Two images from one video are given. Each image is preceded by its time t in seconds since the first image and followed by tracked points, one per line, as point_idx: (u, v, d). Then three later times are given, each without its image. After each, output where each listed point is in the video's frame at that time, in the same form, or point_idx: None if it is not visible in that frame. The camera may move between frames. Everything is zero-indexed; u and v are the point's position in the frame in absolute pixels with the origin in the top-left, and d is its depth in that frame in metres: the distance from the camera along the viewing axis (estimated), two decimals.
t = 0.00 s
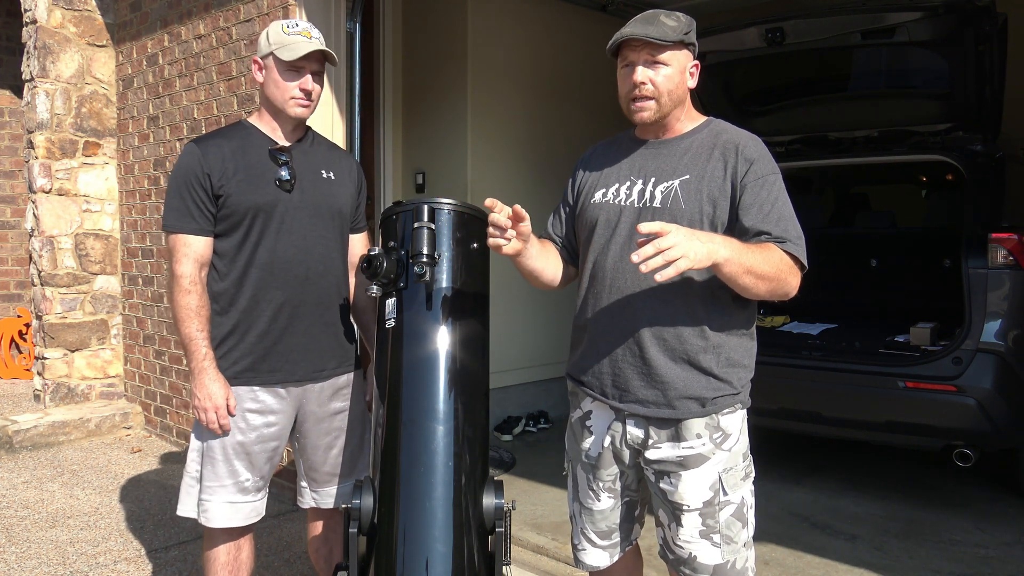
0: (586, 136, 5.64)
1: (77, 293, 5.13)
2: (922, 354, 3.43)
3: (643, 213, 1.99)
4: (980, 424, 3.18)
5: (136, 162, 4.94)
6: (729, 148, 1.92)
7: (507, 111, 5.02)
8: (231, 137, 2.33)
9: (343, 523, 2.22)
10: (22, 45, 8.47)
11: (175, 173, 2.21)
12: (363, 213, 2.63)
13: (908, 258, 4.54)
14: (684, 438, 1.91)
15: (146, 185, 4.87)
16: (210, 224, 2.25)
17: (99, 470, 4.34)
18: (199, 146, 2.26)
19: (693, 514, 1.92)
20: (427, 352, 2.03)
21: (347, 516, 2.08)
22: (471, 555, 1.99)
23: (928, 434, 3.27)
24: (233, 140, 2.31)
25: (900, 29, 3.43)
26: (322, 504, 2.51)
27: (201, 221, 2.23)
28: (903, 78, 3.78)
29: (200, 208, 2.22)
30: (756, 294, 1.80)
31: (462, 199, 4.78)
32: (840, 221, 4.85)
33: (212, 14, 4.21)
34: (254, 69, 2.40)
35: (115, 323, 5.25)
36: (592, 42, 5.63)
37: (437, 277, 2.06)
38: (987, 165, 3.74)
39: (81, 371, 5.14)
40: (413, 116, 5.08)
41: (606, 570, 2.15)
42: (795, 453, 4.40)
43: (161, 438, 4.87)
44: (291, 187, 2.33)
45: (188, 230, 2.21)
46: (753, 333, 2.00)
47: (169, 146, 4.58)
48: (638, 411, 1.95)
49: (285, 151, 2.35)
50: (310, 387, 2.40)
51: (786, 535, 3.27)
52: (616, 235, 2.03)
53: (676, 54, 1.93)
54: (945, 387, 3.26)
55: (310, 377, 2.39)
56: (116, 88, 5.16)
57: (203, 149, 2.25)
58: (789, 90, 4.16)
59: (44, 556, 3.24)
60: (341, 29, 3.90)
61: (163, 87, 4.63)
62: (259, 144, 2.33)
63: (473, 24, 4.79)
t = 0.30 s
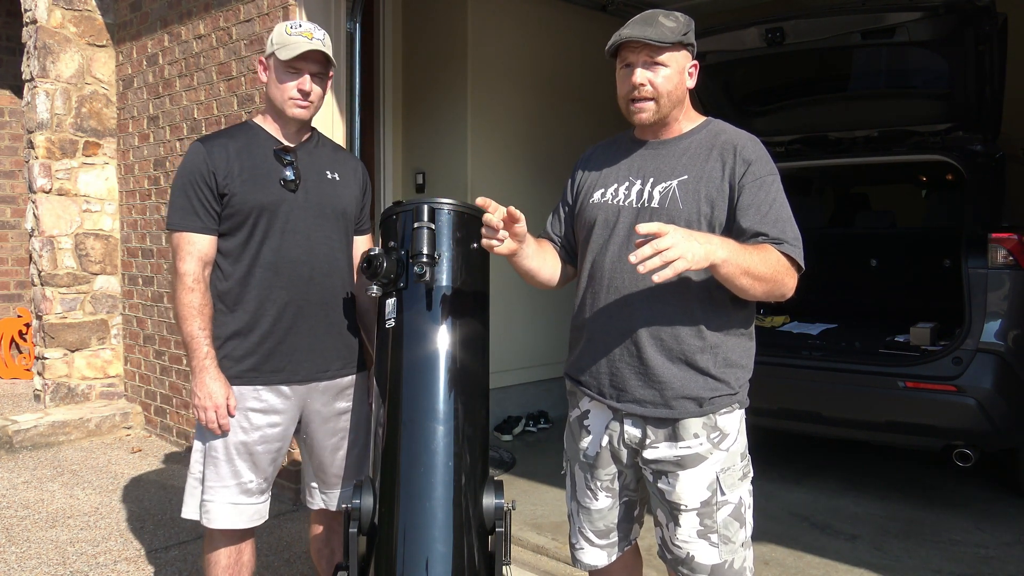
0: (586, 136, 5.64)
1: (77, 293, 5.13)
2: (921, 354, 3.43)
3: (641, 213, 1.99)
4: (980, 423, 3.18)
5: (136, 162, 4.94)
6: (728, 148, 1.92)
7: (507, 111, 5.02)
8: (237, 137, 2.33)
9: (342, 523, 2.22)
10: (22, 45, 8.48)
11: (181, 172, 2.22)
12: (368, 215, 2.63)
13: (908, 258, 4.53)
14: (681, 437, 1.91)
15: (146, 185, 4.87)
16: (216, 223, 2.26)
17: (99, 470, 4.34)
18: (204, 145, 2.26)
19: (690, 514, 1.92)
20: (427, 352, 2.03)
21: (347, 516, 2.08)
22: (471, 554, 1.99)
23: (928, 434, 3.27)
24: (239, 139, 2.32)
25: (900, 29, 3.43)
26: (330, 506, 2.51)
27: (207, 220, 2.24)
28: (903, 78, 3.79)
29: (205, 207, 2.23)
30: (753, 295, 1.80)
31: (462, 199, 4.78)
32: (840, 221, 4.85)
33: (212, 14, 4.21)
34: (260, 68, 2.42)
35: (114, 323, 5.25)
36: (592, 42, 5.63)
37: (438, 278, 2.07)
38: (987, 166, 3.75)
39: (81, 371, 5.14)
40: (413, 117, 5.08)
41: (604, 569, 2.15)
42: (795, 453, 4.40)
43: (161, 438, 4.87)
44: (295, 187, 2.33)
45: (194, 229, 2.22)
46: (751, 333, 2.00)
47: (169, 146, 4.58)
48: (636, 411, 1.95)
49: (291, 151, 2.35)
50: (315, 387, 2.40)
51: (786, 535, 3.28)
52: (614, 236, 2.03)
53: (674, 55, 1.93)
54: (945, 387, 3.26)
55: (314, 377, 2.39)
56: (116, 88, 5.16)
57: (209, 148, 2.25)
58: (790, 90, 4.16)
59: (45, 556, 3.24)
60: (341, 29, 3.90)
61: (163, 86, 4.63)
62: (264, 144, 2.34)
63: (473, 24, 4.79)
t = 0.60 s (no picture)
0: (586, 136, 5.65)
1: (77, 293, 5.13)
2: (921, 354, 3.43)
3: (640, 213, 1.99)
4: (980, 424, 3.18)
5: (136, 162, 4.95)
6: (726, 148, 1.92)
7: (507, 111, 5.02)
8: (239, 137, 2.33)
9: (343, 523, 2.22)
10: (22, 45, 8.48)
11: (182, 173, 2.22)
12: (371, 214, 2.64)
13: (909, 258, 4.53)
14: (678, 435, 1.91)
15: (146, 185, 4.87)
16: (218, 223, 2.26)
17: (99, 470, 4.34)
18: (206, 145, 2.26)
19: (687, 513, 1.93)
20: (427, 352, 2.03)
21: (347, 516, 2.08)
22: (471, 554, 1.99)
23: (928, 434, 3.27)
24: (241, 139, 2.32)
25: (900, 29, 3.42)
26: (324, 504, 2.52)
27: (208, 220, 2.24)
28: (903, 78, 3.79)
29: (206, 207, 2.23)
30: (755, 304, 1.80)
31: (461, 199, 4.79)
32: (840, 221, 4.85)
33: (212, 14, 4.21)
34: (260, 69, 2.42)
35: (114, 323, 5.25)
36: (592, 42, 5.63)
37: (438, 277, 2.07)
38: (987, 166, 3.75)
39: (81, 371, 5.15)
40: (413, 117, 5.08)
41: (601, 569, 2.15)
42: (795, 453, 4.40)
43: (161, 438, 4.87)
44: (297, 186, 2.33)
45: (195, 230, 2.22)
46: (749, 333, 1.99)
47: (169, 146, 4.58)
48: (633, 409, 1.95)
49: (293, 150, 2.35)
50: (317, 388, 2.40)
51: (786, 535, 3.28)
52: (613, 235, 2.03)
53: (678, 63, 1.93)
54: (945, 387, 3.26)
55: (317, 376, 2.39)
56: (116, 88, 5.16)
57: (211, 148, 2.25)
58: (790, 90, 4.16)
59: (44, 556, 3.24)
60: (341, 30, 3.90)
61: (163, 87, 4.63)
62: (266, 144, 2.34)
63: (473, 24, 4.78)
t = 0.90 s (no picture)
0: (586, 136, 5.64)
1: (77, 293, 5.13)
2: (921, 354, 3.43)
3: (636, 214, 1.99)
4: (980, 424, 3.18)
5: (136, 162, 4.94)
6: (719, 146, 1.93)
7: (507, 111, 5.02)
8: (239, 138, 2.33)
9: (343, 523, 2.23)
10: (22, 45, 8.49)
11: (182, 174, 2.21)
12: (371, 214, 2.64)
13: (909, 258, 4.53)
14: (678, 435, 1.93)
15: (146, 185, 4.87)
16: (219, 224, 2.26)
17: (99, 470, 4.34)
18: (206, 146, 2.27)
19: (686, 512, 1.94)
20: (427, 352, 2.04)
21: (347, 515, 2.08)
22: (471, 554, 1.99)
23: (928, 434, 3.27)
24: (241, 140, 2.32)
25: (900, 29, 3.42)
26: (325, 502, 2.52)
27: (208, 221, 2.24)
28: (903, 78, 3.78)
29: (208, 207, 2.23)
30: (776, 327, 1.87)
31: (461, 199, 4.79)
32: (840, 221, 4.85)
33: (211, 14, 4.21)
34: (260, 70, 2.43)
35: (115, 323, 5.25)
36: (592, 41, 5.63)
37: (438, 277, 2.07)
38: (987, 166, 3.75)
39: (81, 371, 5.15)
40: (413, 117, 5.08)
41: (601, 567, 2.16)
42: (795, 453, 4.40)
43: (161, 438, 4.87)
44: (297, 187, 2.33)
45: (196, 231, 2.22)
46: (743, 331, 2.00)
47: (170, 146, 4.58)
48: (631, 409, 1.96)
49: (292, 151, 2.35)
50: (318, 387, 2.40)
51: (786, 535, 3.28)
52: (610, 235, 2.03)
53: (668, 61, 1.94)
54: (945, 387, 3.26)
55: (318, 376, 2.39)
56: (116, 88, 5.16)
57: (210, 149, 2.25)
58: (790, 91, 4.16)
59: (45, 556, 3.24)
60: (340, 30, 3.89)
61: (163, 87, 4.63)
62: (265, 145, 2.34)
63: (473, 24, 4.78)
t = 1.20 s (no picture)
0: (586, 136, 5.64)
1: (77, 293, 5.13)
2: (921, 354, 3.43)
3: (635, 215, 1.99)
4: (980, 423, 3.18)
5: (136, 162, 4.94)
6: (720, 148, 1.93)
7: (507, 111, 5.02)
8: (238, 138, 2.33)
9: (343, 523, 2.22)
10: (22, 45, 8.49)
11: (180, 174, 2.22)
12: (370, 214, 2.64)
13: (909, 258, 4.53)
14: (676, 436, 1.93)
15: (146, 185, 4.87)
16: (216, 224, 2.26)
17: (99, 470, 4.33)
18: (204, 146, 2.27)
19: (685, 513, 1.93)
20: (427, 352, 2.04)
21: (347, 516, 2.08)
22: (471, 554, 1.99)
23: (928, 434, 3.27)
24: (241, 140, 2.32)
25: (901, 29, 3.42)
26: (325, 502, 2.52)
27: (206, 221, 2.24)
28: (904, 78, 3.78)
29: (206, 208, 2.23)
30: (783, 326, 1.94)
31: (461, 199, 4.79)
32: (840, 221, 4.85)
33: (211, 14, 4.21)
34: (260, 70, 2.43)
35: (115, 323, 5.25)
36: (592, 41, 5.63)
37: (438, 277, 2.07)
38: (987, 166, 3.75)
39: (81, 371, 5.15)
40: (413, 117, 5.08)
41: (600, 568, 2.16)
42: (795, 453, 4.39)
43: (161, 438, 4.86)
44: (296, 187, 2.33)
45: (193, 230, 2.22)
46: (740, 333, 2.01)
47: (170, 146, 4.58)
48: (629, 410, 1.96)
49: (291, 151, 2.36)
50: (316, 387, 2.40)
51: (787, 535, 3.28)
52: (608, 236, 2.03)
53: (646, 53, 1.95)
54: (945, 387, 3.26)
55: (317, 376, 2.39)
56: (116, 88, 5.16)
57: (210, 149, 2.25)
58: (790, 91, 4.16)
59: (45, 556, 3.24)
60: (340, 30, 3.89)
61: (163, 86, 4.63)
62: (265, 145, 2.34)
63: (473, 25, 4.78)
